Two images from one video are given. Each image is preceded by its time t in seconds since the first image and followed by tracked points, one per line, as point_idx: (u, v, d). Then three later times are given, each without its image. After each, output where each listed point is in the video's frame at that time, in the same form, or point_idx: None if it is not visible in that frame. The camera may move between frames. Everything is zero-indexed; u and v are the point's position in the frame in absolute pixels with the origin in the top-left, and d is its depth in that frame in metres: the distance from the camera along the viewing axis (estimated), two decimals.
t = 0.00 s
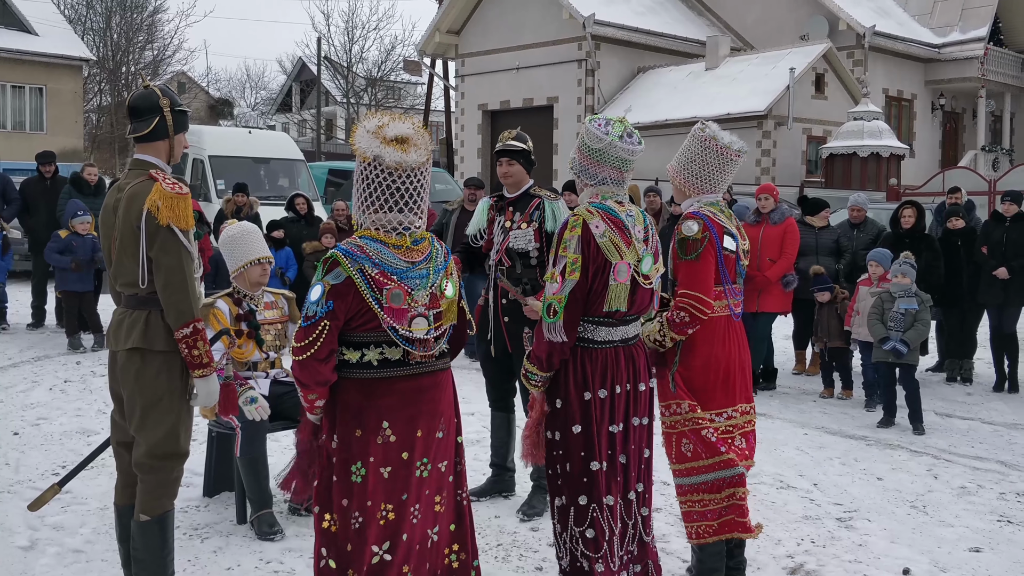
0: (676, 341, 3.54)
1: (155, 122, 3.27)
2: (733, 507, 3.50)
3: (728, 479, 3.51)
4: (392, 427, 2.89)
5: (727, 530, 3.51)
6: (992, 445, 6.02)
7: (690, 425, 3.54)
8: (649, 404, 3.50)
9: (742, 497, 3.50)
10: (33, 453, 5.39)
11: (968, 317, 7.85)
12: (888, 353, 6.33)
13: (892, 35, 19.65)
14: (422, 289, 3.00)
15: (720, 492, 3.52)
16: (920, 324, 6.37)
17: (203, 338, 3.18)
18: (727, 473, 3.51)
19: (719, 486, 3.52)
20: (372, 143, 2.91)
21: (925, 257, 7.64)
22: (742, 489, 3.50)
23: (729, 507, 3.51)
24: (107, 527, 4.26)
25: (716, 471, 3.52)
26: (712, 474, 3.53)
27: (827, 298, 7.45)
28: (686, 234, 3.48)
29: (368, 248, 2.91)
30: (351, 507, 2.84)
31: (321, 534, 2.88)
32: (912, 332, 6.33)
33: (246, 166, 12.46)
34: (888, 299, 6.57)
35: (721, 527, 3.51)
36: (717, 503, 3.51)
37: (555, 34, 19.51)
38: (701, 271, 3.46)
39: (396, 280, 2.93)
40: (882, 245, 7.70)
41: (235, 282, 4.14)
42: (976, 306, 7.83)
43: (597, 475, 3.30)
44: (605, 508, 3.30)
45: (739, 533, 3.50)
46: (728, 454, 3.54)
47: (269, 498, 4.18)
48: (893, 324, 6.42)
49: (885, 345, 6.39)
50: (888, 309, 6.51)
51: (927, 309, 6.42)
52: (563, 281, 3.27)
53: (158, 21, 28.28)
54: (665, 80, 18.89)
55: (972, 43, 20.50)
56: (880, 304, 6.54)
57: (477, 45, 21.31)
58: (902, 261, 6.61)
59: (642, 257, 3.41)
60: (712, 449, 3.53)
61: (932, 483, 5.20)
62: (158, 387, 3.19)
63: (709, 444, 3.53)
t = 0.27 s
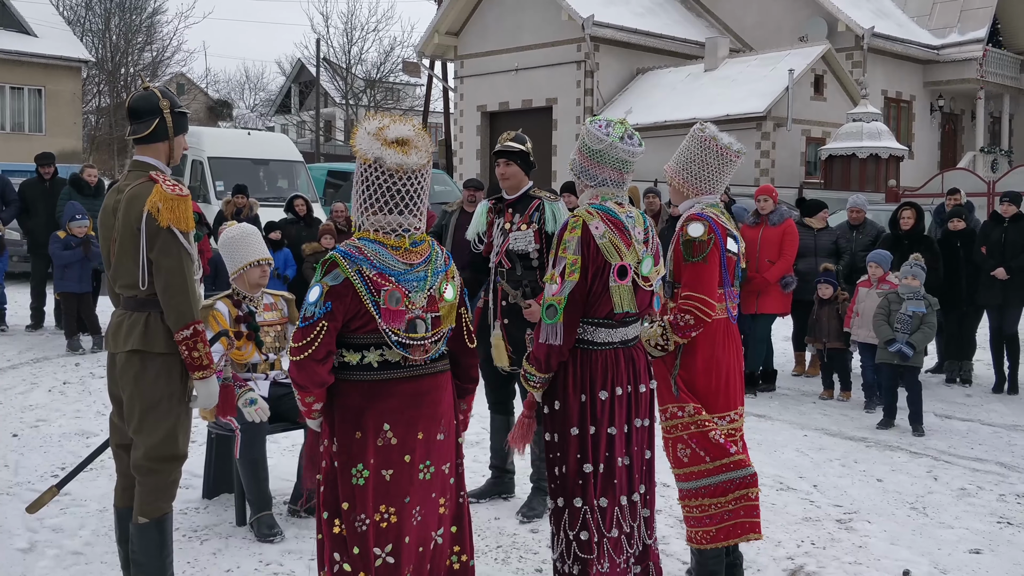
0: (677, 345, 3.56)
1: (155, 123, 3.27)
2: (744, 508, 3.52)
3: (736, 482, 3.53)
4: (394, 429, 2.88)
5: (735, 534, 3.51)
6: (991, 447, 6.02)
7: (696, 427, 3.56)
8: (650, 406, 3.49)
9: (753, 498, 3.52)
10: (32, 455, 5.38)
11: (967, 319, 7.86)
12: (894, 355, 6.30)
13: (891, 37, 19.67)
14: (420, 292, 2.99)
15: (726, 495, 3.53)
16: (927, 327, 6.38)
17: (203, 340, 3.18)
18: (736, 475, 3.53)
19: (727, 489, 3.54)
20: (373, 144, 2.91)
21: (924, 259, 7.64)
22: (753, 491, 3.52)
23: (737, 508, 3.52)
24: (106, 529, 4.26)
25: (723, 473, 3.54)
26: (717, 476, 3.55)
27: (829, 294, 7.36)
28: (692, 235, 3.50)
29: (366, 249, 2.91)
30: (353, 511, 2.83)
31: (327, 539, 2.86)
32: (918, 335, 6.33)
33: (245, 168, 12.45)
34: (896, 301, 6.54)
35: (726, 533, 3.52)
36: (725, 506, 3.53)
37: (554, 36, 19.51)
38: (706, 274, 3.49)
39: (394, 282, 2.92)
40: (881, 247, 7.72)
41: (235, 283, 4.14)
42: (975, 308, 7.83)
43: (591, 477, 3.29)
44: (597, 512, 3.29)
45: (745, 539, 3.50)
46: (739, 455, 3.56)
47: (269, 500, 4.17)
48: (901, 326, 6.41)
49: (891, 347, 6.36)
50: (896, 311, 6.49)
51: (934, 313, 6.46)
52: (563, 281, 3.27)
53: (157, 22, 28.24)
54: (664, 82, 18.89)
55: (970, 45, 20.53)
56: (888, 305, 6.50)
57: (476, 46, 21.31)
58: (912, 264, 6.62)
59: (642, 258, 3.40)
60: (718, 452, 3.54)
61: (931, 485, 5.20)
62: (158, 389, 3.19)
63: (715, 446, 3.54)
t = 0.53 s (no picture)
0: (680, 344, 3.58)
1: (155, 125, 3.27)
2: (750, 505, 3.53)
3: (743, 480, 3.55)
4: (398, 430, 2.88)
5: (743, 531, 3.52)
6: (991, 448, 6.02)
7: (699, 428, 3.57)
8: (648, 408, 3.49)
9: (759, 496, 3.53)
10: (31, 457, 5.38)
11: (967, 320, 7.86)
12: (898, 358, 6.31)
13: (890, 38, 19.68)
14: (425, 293, 2.98)
15: (733, 493, 3.55)
16: (932, 331, 6.37)
17: (201, 343, 3.17)
18: (742, 474, 3.55)
19: (733, 487, 3.55)
20: (380, 146, 2.91)
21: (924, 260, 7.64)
22: (760, 489, 3.53)
23: (742, 506, 3.53)
24: (105, 531, 4.25)
25: (729, 472, 3.56)
26: (724, 475, 3.56)
27: (832, 295, 7.36)
28: (696, 236, 3.51)
29: (372, 249, 2.91)
30: (354, 511, 2.82)
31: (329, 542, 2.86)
32: (923, 339, 6.32)
33: (245, 169, 12.44)
34: (906, 303, 6.57)
35: (733, 529, 3.53)
36: (729, 504, 3.54)
37: (553, 37, 19.51)
38: (709, 275, 3.52)
39: (400, 282, 2.92)
40: (881, 248, 7.73)
41: (235, 285, 4.14)
42: (975, 309, 7.83)
43: (589, 478, 3.29)
44: (595, 512, 3.29)
45: (753, 535, 3.51)
46: (743, 454, 3.58)
47: (268, 502, 4.17)
48: (906, 329, 6.42)
49: (894, 349, 6.36)
50: (904, 313, 6.53)
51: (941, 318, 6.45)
52: (558, 282, 3.28)
53: (156, 24, 28.23)
54: (664, 83, 18.90)
55: (969, 46, 20.56)
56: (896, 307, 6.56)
57: (475, 47, 21.31)
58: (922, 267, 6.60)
59: (639, 259, 3.40)
60: (724, 452, 3.57)
61: (931, 486, 5.20)
62: (156, 392, 3.18)
63: (721, 446, 3.56)
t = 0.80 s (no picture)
0: (683, 342, 3.56)
1: (154, 125, 3.27)
2: (752, 501, 3.54)
3: (746, 476, 3.55)
4: (412, 426, 2.88)
5: (744, 526, 3.53)
6: (990, 448, 6.02)
7: (703, 425, 3.58)
8: (645, 408, 3.49)
9: (761, 491, 3.54)
10: (30, 458, 5.37)
11: (967, 321, 7.87)
12: (899, 359, 6.33)
13: (889, 39, 19.68)
14: (440, 292, 2.98)
15: (736, 489, 3.56)
16: (934, 333, 6.35)
17: (199, 343, 3.17)
18: (745, 470, 3.55)
19: (736, 483, 3.56)
20: (398, 147, 2.91)
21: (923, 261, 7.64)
22: (762, 485, 3.54)
23: (743, 504, 3.54)
24: (104, 531, 4.25)
25: (732, 468, 3.56)
26: (726, 471, 3.56)
27: (835, 295, 7.36)
28: (700, 237, 3.51)
29: (390, 246, 2.91)
30: (367, 507, 2.81)
31: (338, 539, 2.85)
32: (925, 341, 6.30)
33: (244, 170, 12.44)
34: (910, 304, 6.54)
35: (734, 525, 3.54)
36: (729, 500, 3.55)
37: (553, 37, 19.52)
38: (713, 276, 3.51)
39: (416, 280, 2.92)
40: (880, 249, 7.74)
41: (234, 286, 4.14)
42: (973, 310, 7.83)
43: (583, 477, 3.29)
44: (590, 512, 3.29)
45: (755, 531, 3.51)
46: (747, 450, 3.59)
47: (266, 502, 4.17)
48: (909, 330, 6.41)
49: (898, 351, 6.38)
50: (907, 313, 6.52)
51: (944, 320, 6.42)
52: (553, 282, 3.28)
53: (156, 25, 28.23)
54: (663, 84, 18.91)
55: (969, 47, 20.56)
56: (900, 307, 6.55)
57: (474, 48, 21.32)
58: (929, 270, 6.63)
59: (635, 260, 3.40)
60: (727, 448, 3.57)
61: (930, 486, 5.20)
62: (155, 392, 3.18)
63: (724, 442, 3.57)
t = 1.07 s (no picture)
0: (681, 342, 3.58)
1: (151, 126, 3.27)
2: (750, 498, 3.53)
3: (744, 474, 3.55)
4: (426, 420, 2.88)
5: (739, 523, 3.53)
6: (988, 449, 6.02)
7: (701, 423, 3.58)
8: (643, 407, 3.50)
9: (759, 489, 3.52)
10: (28, 458, 5.37)
11: (965, 320, 7.87)
12: (900, 359, 6.36)
13: (888, 39, 19.69)
14: (454, 289, 2.99)
15: (733, 487, 3.55)
16: (934, 332, 6.33)
17: (197, 343, 3.17)
18: (742, 468, 3.55)
19: (733, 481, 3.55)
20: (415, 149, 2.91)
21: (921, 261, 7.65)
22: (760, 483, 3.53)
23: (738, 502, 3.54)
24: (102, 531, 4.25)
25: (730, 467, 3.55)
26: (724, 470, 3.56)
27: (836, 296, 7.31)
28: (694, 237, 3.52)
29: (406, 242, 2.91)
30: (387, 499, 2.83)
31: (355, 534, 2.85)
32: (927, 341, 6.29)
33: (243, 170, 12.44)
34: (906, 304, 6.53)
35: (730, 521, 3.55)
36: (727, 498, 3.55)
37: (552, 38, 19.53)
38: (709, 275, 3.53)
39: (431, 275, 2.92)
40: (878, 249, 7.74)
41: (233, 287, 4.14)
42: (972, 310, 7.83)
43: (582, 477, 3.29)
44: (588, 511, 3.29)
45: (752, 529, 3.51)
46: (745, 448, 3.58)
47: (264, 502, 4.17)
48: (909, 330, 6.39)
49: (899, 351, 6.39)
50: (905, 314, 6.49)
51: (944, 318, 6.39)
52: (552, 282, 3.28)
53: (155, 25, 28.21)
54: (662, 84, 18.92)
55: (967, 47, 20.57)
56: (897, 308, 6.53)
57: (473, 48, 21.33)
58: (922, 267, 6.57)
59: (633, 260, 3.40)
60: (725, 447, 3.56)
61: (929, 486, 5.20)
62: (152, 393, 3.18)
63: (722, 441, 3.57)
